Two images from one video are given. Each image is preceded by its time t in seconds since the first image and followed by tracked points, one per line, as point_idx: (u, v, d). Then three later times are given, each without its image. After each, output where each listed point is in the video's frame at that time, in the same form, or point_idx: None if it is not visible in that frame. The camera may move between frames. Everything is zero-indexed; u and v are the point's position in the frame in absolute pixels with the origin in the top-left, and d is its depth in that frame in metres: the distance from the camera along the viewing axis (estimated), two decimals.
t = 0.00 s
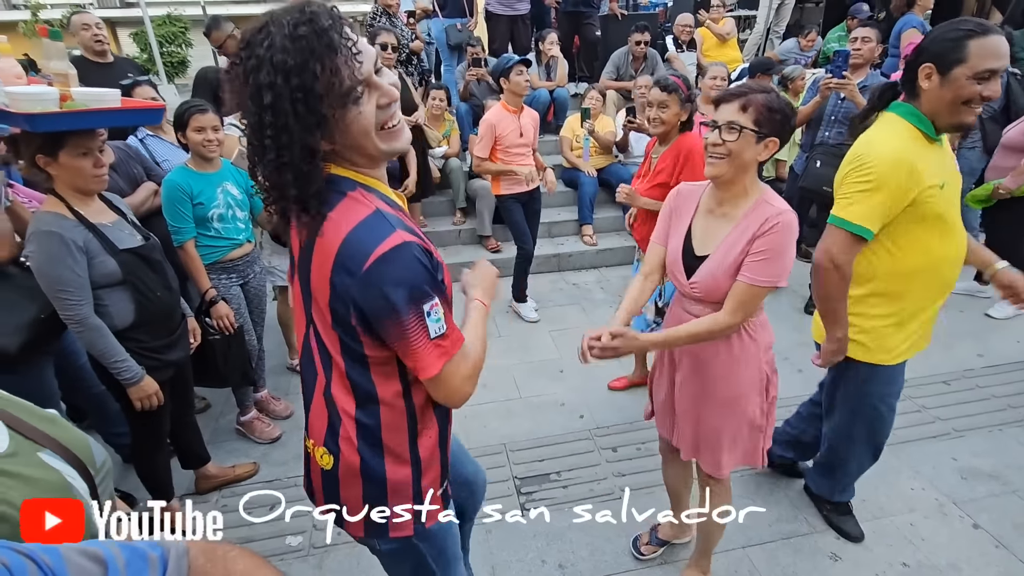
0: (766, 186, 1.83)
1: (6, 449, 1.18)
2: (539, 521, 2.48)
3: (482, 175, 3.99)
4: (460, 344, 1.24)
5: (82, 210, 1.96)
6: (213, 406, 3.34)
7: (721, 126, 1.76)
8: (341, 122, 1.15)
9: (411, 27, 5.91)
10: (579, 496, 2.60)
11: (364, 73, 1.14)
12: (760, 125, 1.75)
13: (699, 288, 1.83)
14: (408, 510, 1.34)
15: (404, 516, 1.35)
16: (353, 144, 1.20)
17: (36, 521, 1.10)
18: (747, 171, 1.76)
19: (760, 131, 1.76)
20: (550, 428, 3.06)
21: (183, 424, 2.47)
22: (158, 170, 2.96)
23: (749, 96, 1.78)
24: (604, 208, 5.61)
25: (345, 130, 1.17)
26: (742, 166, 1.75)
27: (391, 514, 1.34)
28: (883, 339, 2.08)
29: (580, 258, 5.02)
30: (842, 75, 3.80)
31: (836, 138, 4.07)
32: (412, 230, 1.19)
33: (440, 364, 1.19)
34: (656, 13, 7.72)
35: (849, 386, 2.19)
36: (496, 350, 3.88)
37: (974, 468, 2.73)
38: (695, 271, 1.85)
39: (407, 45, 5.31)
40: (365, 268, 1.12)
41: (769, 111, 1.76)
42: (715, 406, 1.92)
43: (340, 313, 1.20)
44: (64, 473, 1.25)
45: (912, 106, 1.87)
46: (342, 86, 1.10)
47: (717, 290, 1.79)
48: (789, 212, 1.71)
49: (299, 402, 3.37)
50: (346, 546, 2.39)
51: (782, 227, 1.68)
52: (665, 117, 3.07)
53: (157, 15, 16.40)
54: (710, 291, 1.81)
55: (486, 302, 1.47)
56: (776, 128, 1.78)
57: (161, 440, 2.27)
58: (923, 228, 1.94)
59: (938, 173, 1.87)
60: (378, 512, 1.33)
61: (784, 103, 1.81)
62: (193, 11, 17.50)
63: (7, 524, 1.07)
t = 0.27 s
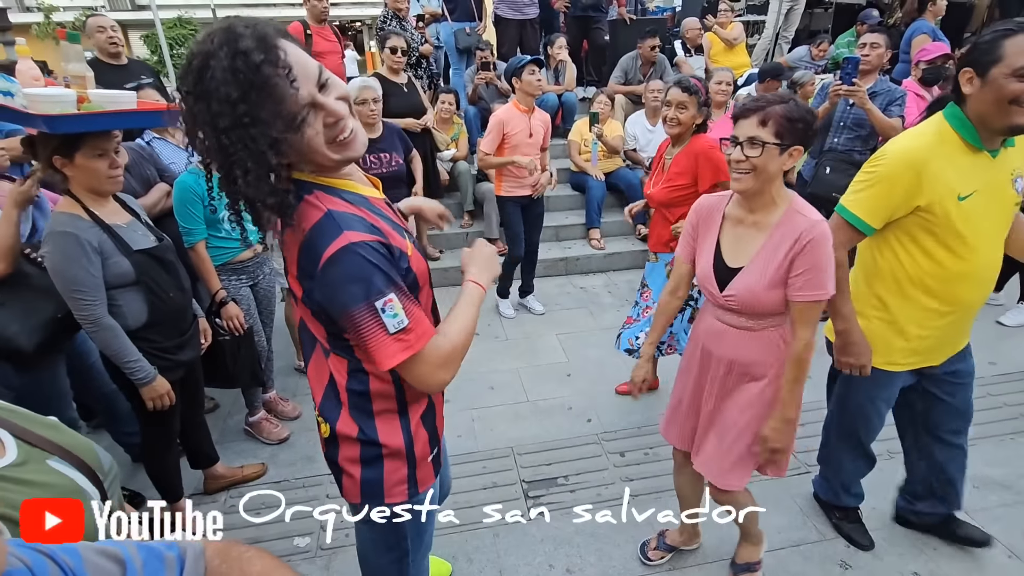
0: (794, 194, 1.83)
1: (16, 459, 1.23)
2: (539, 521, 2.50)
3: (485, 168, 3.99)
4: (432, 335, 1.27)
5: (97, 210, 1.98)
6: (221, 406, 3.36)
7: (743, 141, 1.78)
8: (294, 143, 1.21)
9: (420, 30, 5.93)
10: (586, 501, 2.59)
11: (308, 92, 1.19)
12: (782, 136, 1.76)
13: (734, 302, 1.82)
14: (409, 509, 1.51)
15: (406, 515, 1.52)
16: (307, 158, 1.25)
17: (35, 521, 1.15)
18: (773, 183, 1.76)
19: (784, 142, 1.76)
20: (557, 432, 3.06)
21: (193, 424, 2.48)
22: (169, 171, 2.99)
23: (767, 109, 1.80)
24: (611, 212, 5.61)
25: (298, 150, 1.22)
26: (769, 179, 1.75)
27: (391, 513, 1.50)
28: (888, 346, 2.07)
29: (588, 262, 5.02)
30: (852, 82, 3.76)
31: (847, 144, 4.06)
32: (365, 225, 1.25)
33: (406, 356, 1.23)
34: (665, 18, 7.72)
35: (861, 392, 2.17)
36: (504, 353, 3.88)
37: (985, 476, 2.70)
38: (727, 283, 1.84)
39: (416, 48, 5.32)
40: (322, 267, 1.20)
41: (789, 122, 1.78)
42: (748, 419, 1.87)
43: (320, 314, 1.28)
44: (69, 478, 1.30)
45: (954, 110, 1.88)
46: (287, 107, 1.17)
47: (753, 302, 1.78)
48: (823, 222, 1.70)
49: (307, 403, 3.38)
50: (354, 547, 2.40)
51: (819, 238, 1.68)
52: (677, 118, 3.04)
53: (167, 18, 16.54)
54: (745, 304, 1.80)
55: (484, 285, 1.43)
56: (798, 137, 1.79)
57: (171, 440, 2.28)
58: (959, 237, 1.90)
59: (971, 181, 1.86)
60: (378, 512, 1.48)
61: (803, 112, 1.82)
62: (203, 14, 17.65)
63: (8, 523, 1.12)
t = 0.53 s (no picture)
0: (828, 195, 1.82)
1: (13, 481, 1.25)
2: (539, 522, 2.50)
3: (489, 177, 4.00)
4: (347, 334, 1.35)
5: (102, 211, 1.98)
6: (223, 408, 3.36)
7: (771, 146, 1.77)
8: (289, 114, 1.36)
9: (423, 33, 5.94)
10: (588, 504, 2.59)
11: (306, 71, 1.34)
12: (812, 139, 1.74)
13: (767, 307, 1.83)
14: (406, 510, 1.60)
15: (405, 515, 1.61)
16: (301, 133, 1.39)
17: (36, 521, 1.21)
18: (805, 187, 1.76)
19: (813, 145, 1.74)
20: (559, 435, 3.06)
21: (195, 425, 2.48)
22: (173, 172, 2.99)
23: (793, 111, 1.77)
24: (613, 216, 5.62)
25: (292, 122, 1.37)
26: (801, 182, 1.75)
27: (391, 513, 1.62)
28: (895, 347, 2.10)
29: (589, 266, 5.02)
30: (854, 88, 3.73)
31: (849, 149, 4.07)
32: (335, 212, 1.35)
33: (320, 337, 1.32)
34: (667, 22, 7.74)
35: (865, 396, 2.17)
36: (505, 356, 3.88)
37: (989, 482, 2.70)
38: (761, 289, 1.85)
39: (419, 50, 5.33)
40: (283, 233, 1.32)
41: (818, 123, 1.74)
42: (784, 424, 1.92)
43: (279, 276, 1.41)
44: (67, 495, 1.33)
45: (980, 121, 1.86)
46: (281, 81, 1.32)
47: (789, 308, 1.79)
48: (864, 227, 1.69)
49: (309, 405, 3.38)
50: (356, 550, 2.39)
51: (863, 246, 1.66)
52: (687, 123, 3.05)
53: (170, 19, 16.58)
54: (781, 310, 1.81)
55: (444, 368, 1.40)
56: (829, 137, 1.75)
57: (174, 441, 2.28)
58: (955, 248, 1.92)
59: (977, 194, 1.86)
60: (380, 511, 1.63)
61: (834, 110, 1.78)
62: (205, 16, 17.69)
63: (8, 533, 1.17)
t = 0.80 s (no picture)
0: (852, 218, 1.79)
1: None
2: (539, 522, 2.52)
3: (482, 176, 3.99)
4: (275, 298, 1.35)
5: (99, 213, 1.98)
6: (219, 410, 3.35)
7: (798, 174, 1.74)
8: (292, 92, 1.38)
9: (421, 36, 5.95)
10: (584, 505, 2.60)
11: (313, 52, 1.37)
12: (839, 170, 1.71)
13: (783, 323, 1.84)
14: (406, 511, 1.67)
15: (404, 516, 1.67)
16: (297, 110, 1.41)
17: (36, 521, 1.17)
18: (828, 215, 1.74)
19: (840, 176, 1.71)
20: (555, 438, 3.06)
21: (191, 428, 2.47)
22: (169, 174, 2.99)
23: (825, 143, 1.72)
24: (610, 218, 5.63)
25: (293, 99, 1.39)
26: (823, 212, 1.73)
27: (390, 514, 1.67)
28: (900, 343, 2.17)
29: (586, 268, 5.03)
30: (848, 93, 3.78)
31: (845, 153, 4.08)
32: (299, 176, 1.38)
33: (253, 293, 1.32)
34: (663, 25, 7.77)
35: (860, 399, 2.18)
36: (502, 358, 3.88)
37: (983, 484, 2.71)
38: (778, 305, 1.85)
39: (417, 53, 5.34)
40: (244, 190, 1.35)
41: (848, 156, 1.71)
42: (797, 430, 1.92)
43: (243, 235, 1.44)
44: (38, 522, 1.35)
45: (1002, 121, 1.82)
46: (292, 58, 1.34)
47: (804, 326, 1.80)
48: (883, 252, 1.68)
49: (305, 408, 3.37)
50: (351, 553, 2.38)
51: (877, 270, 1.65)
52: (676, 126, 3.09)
53: (166, 20, 16.56)
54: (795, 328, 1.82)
55: (358, 381, 1.38)
56: (857, 170, 1.72)
57: (170, 443, 2.28)
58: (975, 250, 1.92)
59: (999, 193, 1.84)
60: (379, 512, 1.68)
61: (866, 142, 1.73)
62: (203, 17, 17.67)
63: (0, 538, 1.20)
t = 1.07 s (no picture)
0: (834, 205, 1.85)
1: None
2: (538, 522, 2.52)
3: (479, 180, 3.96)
4: (297, 295, 1.33)
5: (96, 214, 1.97)
6: (216, 412, 3.34)
7: (785, 158, 1.78)
8: (286, 88, 1.39)
9: (418, 38, 5.96)
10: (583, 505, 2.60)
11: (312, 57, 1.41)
12: (826, 154, 1.75)
13: (771, 313, 1.84)
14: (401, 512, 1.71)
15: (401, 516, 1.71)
16: (291, 112, 1.44)
17: (36, 520, 1.17)
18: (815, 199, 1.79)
19: (826, 160, 1.76)
20: (553, 439, 3.06)
21: (188, 430, 2.47)
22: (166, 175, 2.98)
23: (810, 126, 1.78)
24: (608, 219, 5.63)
25: (284, 94, 1.40)
26: (809, 196, 1.77)
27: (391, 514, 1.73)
28: (905, 351, 2.16)
29: (584, 269, 5.04)
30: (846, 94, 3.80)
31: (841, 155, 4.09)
32: (288, 177, 1.38)
33: (270, 294, 1.30)
34: (660, 28, 7.79)
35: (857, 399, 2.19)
36: (501, 359, 3.88)
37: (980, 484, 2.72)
38: (766, 296, 1.86)
39: (414, 55, 5.34)
40: (234, 190, 1.35)
41: (834, 139, 1.76)
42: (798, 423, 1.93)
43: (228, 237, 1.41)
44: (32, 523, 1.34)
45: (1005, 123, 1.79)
46: (296, 57, 1.37)
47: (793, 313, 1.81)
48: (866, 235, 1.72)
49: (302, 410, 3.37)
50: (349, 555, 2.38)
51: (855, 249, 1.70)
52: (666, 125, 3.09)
53: (163, 23, 16.54)
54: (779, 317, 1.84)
55: (399, 359, 1.42)
56: (842, 154, 1.78)
57: (166, 446, 2.27)
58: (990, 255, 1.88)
59: (1012, 194, 1.80)
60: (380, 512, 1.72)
61: (850, 127, 1.80)
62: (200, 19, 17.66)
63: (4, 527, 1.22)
